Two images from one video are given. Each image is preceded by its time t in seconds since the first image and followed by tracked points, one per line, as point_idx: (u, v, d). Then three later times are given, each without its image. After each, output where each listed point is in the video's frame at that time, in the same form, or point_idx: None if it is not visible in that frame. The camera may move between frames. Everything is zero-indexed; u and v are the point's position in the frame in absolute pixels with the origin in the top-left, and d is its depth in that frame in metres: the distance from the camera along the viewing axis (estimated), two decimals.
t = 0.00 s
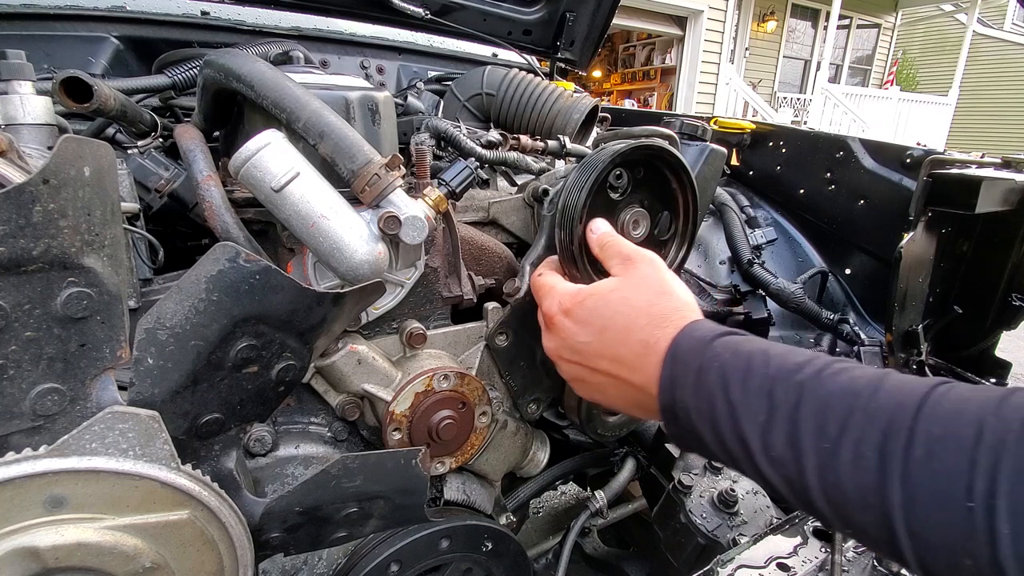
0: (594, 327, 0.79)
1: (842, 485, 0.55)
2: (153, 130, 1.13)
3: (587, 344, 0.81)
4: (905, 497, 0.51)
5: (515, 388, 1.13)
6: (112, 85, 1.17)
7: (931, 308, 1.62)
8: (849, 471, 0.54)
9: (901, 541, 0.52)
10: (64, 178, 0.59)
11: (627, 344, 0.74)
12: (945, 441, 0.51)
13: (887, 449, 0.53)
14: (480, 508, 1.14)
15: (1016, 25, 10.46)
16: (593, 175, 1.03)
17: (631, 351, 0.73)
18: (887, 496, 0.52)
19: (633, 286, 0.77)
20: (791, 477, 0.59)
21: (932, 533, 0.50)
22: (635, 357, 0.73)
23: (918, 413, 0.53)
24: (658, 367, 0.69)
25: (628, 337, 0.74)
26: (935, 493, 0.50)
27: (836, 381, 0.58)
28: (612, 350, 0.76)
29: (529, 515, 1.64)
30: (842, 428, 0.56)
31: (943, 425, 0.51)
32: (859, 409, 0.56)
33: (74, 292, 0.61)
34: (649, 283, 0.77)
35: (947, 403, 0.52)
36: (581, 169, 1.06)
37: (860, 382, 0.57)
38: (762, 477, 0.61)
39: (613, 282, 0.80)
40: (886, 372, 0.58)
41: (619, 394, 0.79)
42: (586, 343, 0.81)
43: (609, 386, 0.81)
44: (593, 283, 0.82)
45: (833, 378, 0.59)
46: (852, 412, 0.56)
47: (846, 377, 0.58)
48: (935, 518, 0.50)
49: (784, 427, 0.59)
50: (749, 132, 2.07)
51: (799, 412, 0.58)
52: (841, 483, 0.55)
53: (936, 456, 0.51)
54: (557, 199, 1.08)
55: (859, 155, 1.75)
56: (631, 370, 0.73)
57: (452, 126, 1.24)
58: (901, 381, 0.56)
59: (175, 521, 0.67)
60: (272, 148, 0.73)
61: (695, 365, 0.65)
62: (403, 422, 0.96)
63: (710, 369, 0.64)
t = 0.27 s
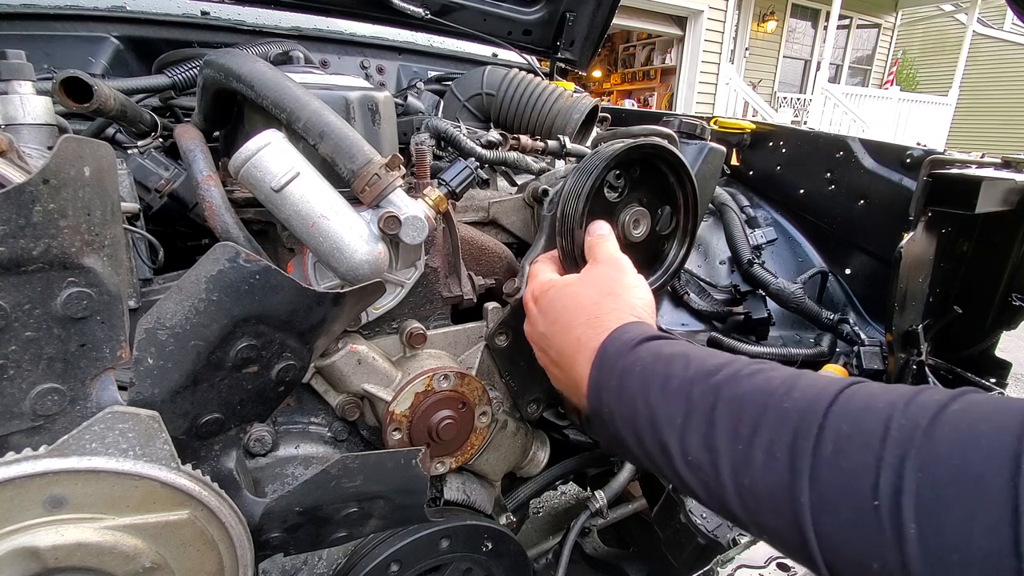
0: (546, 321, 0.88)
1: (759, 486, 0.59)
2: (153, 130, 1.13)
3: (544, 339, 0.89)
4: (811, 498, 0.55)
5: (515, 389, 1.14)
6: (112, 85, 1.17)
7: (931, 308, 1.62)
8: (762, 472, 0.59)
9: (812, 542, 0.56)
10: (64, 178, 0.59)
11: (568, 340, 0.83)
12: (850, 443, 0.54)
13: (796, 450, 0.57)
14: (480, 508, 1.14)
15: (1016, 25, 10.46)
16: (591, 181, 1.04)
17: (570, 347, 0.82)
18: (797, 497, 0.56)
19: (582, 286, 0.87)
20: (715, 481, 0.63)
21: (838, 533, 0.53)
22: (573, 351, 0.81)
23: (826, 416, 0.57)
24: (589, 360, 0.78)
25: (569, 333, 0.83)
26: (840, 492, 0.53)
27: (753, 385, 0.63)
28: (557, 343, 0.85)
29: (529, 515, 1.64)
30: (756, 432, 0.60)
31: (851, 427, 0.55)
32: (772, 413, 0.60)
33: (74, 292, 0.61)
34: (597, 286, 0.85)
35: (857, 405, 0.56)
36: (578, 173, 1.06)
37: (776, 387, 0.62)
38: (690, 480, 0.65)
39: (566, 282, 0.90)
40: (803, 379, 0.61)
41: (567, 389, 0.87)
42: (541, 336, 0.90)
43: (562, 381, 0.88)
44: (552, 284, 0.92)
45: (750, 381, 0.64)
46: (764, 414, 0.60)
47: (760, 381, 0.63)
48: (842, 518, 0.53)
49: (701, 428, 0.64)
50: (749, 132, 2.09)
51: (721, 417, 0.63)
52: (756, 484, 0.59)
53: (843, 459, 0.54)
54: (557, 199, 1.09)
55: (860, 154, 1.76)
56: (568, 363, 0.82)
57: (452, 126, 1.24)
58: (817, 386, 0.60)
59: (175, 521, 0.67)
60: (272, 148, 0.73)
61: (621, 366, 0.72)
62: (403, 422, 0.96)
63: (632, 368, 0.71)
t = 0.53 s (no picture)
0: (554, 311, 0.91)
1: (766, 481, 0.58)
2: (153, 130, 1.13)
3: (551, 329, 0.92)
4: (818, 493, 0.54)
5: (515, 389, 1.14)
6: (112, 85, 1.17)
7: (931, 308, 1.62)
8: (767, 465, 0.58)
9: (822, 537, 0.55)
10: (64, 178, 0.59)
11: (569, 328, 0.85)
12: (858, 437, 0.53)
13: (802, 443, 0.56)
14: (480, 508, 1.14)
15: (1016, 25, 10.46)
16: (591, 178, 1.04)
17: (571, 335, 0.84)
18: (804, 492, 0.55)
19: (584, 275, 0.89)
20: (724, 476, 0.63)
21: (845, 528, 0.53)
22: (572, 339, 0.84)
23: (833, 409, 0.56)
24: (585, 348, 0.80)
25: (570, 320, 0.85)
26: (848, 488, 0.52)
27: (758, 376, 0.63)
28: (561, 332, 0.88)
29: (529, 515, 1.64)
30: (762, 425, 0.60)
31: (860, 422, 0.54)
32: (779, 407, 0.59)
33: (74, 292, 0.61)
34: (598, 273, 0.87)
35: (868, 398, 0.55)
36: (578, 172, 1.06)
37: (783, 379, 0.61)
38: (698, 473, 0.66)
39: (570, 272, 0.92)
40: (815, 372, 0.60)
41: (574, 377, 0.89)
42: (550, 326, 0.93)
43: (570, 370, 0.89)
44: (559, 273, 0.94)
45: (755, 371, 0.64)
46: (771, 408, 0.60)
47: (765, 371, 0.63)
48: (850, 514, 0.52)
49: (705, 420, 0.64)
50: (749, 132, 2.09)
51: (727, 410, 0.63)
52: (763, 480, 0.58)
53: (852, 455, 0.53)
54: (556, 199, 1.09)
55: (859, 155, 1.76)
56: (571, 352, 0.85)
57: (452, 126, 1.24)
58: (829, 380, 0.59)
59: (175, 521, 0.67)
60: (272, 148, 0.73)
61: (621, 356, 0.73)
62: (403, 422, 0.96)
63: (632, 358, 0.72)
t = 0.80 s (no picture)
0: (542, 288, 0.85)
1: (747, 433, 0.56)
2: (153, 130, 1.13)
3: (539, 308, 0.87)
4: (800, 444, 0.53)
5: (515, 389, 1.14)
6: (113, 85, 1.17)
7: (932, 309, 1.62)
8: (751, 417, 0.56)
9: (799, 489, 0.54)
10: (64, 178, 0.59)
11: (559, 300, 0.81)
12: (846, 386, 0.51)
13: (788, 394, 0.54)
14: (480, 508, 1.14)
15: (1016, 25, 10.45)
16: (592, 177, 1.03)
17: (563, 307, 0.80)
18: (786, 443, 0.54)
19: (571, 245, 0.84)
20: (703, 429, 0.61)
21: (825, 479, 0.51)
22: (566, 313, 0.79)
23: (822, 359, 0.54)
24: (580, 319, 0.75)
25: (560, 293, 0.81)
26: (830, 437, 0.51)
27: (745, 330, 0.60)
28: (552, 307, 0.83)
29: (529, 515, 1.64)
30: (747, 375, 0.57)
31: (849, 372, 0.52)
32: (767, 358, 0.57)
33: (74, 292, 0.61)
34: (584, 242, 0.84)
35: (857, 350, 0.53)
36: (578, 174, 1.05)
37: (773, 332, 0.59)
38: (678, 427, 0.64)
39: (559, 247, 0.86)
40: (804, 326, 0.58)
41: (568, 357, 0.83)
42: (538, 306, 0.87)
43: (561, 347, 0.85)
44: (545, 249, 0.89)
45: (743, 324, 0.61)
46: (757, 358, 0.57)
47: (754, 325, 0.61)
48: (830, 464, 0.51)
49: (688, 372, 0.62)
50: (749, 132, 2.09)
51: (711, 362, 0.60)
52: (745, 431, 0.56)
53: (838, 404, 0.51)
54: (557, 199, 1.09)
55: (859, 155, 1.76)
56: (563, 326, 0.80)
57: (452, 126, 1.24)
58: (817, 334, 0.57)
59: (175, 521, 0.67)
60: (272, 148, 0.73)
61: (608, 313, 0.70)
62: (403, 422, 0.96)
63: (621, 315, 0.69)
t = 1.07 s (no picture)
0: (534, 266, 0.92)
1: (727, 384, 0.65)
2: (153, 130, 1.13)
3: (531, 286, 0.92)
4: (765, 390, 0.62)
5: (515, 389, 1.14)
6: (113, 85, 1.17)
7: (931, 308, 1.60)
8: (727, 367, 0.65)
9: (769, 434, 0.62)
10: (64, 178, 0.59)
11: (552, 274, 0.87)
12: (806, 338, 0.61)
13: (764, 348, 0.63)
14: (481, 508, 1.14)
15: (1016, 25, 10.45)
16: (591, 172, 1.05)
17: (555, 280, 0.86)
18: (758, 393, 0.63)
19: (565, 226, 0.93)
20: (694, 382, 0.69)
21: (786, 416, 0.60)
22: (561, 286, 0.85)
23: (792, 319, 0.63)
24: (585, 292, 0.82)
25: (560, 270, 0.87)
26: (790, 372, 0.61)
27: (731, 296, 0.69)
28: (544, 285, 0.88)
29: (529, 515, 1.64)
30: (727, 333, 0.66)
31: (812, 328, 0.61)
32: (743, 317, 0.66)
33: (75, 292, 0.61)
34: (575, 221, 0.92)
35: (818, 305, 0.63)
36: (579, 169, 1.07)
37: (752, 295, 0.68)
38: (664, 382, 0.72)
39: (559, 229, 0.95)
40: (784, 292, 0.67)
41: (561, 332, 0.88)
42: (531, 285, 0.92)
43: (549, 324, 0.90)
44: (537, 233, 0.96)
45: (718, 285, 0.72)
46: (737, 318, 0.67)
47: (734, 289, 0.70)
48: (796, 405, 0.60)
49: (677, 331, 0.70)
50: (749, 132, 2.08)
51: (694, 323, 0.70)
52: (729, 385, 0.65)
53: (800, 351, 0.61)
54: (557, 199, 1.09)
55: (859, 155, 1.76)
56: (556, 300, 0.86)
57: (452, 126, 1.25)
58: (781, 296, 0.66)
59: (175, 521, 0.67)
60: (272, 148, 0.73)
61: (597, 276, 0.81)
62: (403, 422, 0.96)
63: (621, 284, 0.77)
